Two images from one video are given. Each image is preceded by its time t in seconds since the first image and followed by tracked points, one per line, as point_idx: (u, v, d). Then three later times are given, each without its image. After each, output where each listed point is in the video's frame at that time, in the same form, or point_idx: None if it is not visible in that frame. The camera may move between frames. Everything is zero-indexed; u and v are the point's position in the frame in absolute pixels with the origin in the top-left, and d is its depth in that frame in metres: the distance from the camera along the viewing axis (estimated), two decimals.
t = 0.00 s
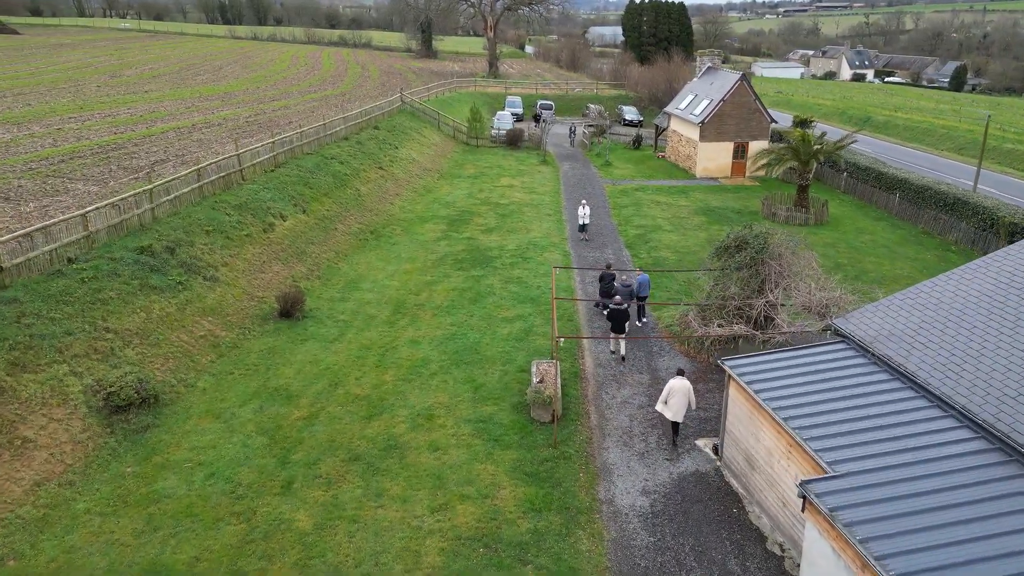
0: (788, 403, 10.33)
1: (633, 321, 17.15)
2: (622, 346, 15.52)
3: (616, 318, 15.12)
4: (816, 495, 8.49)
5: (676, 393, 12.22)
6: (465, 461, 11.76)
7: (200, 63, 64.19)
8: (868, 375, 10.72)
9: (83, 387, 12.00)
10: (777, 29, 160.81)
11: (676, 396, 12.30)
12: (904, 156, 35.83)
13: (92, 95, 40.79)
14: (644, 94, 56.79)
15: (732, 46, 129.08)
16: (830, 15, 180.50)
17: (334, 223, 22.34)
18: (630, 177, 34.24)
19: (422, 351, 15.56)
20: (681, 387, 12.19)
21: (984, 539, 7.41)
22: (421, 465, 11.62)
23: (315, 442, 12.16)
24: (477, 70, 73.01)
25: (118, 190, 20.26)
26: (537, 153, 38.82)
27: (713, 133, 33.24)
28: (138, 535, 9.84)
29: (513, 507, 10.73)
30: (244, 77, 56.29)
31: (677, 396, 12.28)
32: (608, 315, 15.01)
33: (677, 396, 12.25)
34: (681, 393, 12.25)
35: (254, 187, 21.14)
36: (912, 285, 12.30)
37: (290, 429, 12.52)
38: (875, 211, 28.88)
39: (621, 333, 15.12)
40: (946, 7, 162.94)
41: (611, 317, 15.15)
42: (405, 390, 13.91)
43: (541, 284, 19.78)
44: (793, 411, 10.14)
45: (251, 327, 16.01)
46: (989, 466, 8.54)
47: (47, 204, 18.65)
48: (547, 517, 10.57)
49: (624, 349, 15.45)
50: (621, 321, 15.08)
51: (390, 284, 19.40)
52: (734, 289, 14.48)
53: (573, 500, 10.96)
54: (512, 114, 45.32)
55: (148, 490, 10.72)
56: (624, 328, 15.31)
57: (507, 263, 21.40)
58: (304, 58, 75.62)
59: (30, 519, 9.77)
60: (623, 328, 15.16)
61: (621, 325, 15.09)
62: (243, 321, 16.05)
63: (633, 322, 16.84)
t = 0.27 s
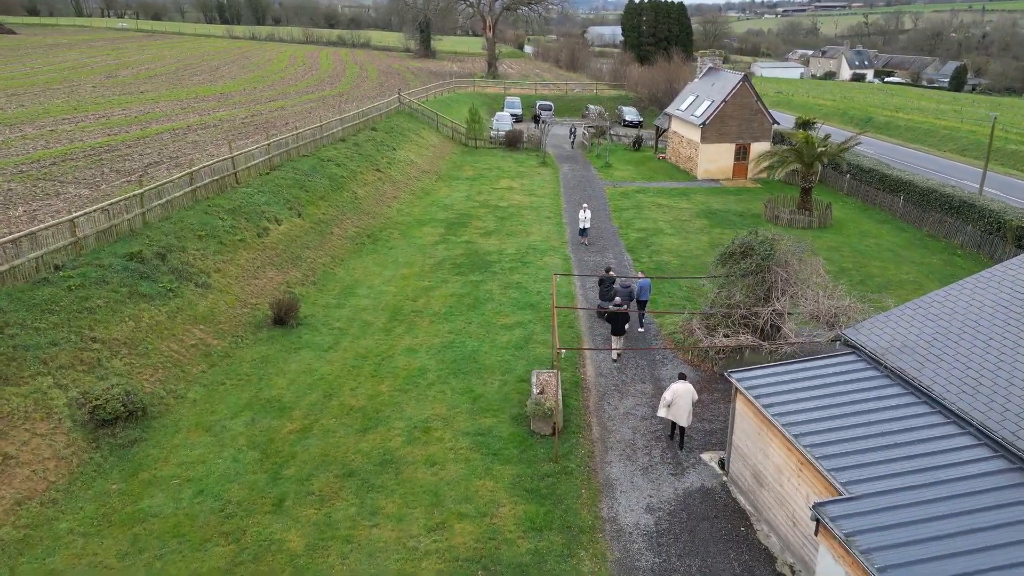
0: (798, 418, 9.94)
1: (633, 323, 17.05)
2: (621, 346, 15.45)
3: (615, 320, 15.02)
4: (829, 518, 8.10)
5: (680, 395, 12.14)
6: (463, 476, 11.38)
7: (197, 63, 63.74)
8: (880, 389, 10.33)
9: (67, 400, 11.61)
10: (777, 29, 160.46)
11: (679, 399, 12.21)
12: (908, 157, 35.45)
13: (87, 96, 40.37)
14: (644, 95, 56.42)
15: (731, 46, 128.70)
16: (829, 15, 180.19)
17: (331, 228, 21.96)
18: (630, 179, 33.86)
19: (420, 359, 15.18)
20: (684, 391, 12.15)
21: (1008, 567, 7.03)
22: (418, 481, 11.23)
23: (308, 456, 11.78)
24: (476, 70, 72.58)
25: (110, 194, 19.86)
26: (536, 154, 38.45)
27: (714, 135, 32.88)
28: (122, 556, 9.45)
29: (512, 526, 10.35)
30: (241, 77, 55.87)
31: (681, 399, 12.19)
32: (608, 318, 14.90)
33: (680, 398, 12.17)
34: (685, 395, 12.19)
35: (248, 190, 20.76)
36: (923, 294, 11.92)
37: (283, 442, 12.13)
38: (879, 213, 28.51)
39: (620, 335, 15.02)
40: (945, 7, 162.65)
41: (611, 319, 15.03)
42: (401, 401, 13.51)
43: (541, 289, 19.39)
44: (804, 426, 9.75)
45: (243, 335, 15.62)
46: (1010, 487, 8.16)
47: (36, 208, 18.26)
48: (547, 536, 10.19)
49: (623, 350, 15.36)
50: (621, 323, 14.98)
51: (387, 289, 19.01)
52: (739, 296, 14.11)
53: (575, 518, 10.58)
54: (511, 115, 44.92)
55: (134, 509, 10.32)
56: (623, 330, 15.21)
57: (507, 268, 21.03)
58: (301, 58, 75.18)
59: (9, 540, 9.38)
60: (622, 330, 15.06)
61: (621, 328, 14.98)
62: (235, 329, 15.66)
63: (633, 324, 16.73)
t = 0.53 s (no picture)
0: (809, 434, 9.57)
1: (633, 324, 16.99)
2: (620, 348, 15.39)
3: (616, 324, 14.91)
4: (845, 542, 7.72)
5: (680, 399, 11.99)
6: (460, 493, 11.01)
7: (193, 63, 63.29)
8: (894, 404, 9.96)
9: (51, 413, 11.22)
10: (775, 29, 160.14)
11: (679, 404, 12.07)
12: (911, 159, 35.10)
13: (82, 97, 39.95)
14: (643, 95, 56.06)
15: (730, 46, 128.38)
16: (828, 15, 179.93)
17: (326, 232, 21.58)
18: (631, 180, 33.49)
19: (417, 368, 14.81)
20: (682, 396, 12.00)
21: None
22: (414, 497, 10.86)
23: (300, 471, 11.41)
24: (474, 70, 72.19)
25: (101, 198, 19.47)
26: (535, 156, 38.08)
27: (715, 137, 32.54)
28: None
29: (511, 546, 9.99)
30: (238, 77, 55.46)
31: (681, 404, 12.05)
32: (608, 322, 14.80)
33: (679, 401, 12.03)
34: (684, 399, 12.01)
35: (242, 194, 20.36)
36: (935, 304, 11.56)
37: (275, 457, 11.76)
38: (882, 216, 28.17)
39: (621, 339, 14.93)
40: (944, 7, 162.41)
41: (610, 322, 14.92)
42: (397, 412, 13.13)
43: (541, 295, 19.01)
44: (817, 443, 9.34)
45: (236, 344, 15.23)
46: None
47: (25, 212, 17.88)
48: (548, 557, 9.83)
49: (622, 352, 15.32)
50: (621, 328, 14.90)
51: (384, 295, 18.64)
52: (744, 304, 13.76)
53: (577, 537, 10.22)
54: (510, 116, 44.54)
55: (118, 528, 9.95)
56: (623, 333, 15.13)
57: (506, 273, 20.66)
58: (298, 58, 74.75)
59: None
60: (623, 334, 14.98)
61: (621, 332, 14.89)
62: (228, 338, 15.28)
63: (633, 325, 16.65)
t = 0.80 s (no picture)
0: (818, 450, 9.21)
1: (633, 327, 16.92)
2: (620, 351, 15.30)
3: (615, 325, 14.82)
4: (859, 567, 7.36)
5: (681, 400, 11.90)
6: (456, 509, 10.64)
7: (189, 63, 62.86)
8: (906, 419, 9.60)
9: (33, 427, 10.85)
10: (773, 28, 159.90)
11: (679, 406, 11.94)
12: (912, 161, 34.78)
13: (75, 97, 39.53)
14: (642, 96, 55.73)
15: (729, 46, 128.11)
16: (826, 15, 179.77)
17: (321, 236, 21.21)
18: (630, 182, 33.15)
19: (412, 377, 14.44)
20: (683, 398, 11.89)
21: None
22: (408, 514, 10.49)
23: (291, 487, 11.03)
24: (472, 70, 71.80)
25: (90, 202, 19.08)
26: (533, 157, 37.73)
27: (715, 138, 32.20)
28: None
29: (509, 565, 9.62)
30: (234, 78, 55.06)
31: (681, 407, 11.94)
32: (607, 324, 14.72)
33: (680, 403, 11.93)
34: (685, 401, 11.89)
35: (235, 197, 19.98)
36: (946, 313, 11.21)
37: (265, 471, 11.38)
38: (884, 218, 27.84)
39: (621, 341, 14.81)
40: (942, 7, 162.31)
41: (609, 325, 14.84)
42: (392, 424, 12.76)
43: (539, 300, 18.66)
44: (827, 460, 8.99)
45: (226, 352, 14.85)
46: None
47: (12, 216, 17.50)
48: None
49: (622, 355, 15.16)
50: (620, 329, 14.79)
51: (379, 301, 18.27)
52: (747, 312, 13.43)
53: (577, 555, 9.87)
54: (508, 117, 44.19)
55: (100, 548, 9.57)
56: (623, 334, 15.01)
57: (503, 277, 20.30)
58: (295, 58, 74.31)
59: None
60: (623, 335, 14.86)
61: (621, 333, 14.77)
62: (218, 346, 14.89)
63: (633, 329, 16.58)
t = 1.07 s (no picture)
0: (830, 466, 8.82)
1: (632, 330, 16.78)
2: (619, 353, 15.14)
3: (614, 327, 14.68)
4: None
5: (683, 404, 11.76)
6: (452, 527, 10.25)
7: (184, 63, 62.31)
8: (921, 434, 9.19)
9: (11, 442, 10.41)
10: (770, 28, 159.76)
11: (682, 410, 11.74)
12: (914, 162, 34.44)
13: (67, 97, 39.02)
14: (640, 96, 55.36)
15: (726, 46, 127.87)
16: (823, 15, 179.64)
17: (315, 239, 20.79)
18: (629, 183, 32.79)
19: (408, 386, 14.04)
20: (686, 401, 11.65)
21: None
22: (402, 533, 10.09)
23: (281, 503, 10.62)
24: (469, 70, 71.38)
25: (77, 205, 18.64)
26: (531, 158, 37.33)
27: (715, 139, 31.84)
28: None
29: None
30: (229, 78, 54.54)
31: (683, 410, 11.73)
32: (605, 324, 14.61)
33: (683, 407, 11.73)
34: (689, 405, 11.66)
35: (227, 200, 19.55)
36: (958, 322, 10.83)
37: (254, 487, 10.96)
38: (886, 220, 27.50)
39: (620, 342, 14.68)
40: (938, 7, 162.26)
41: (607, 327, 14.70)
42: (386, 436, 12.36)
43: (538, 305, 18.28)
44: (839, 478, 8.58)
45: (216, 360, 14.41)
46: None
47: None
48: None
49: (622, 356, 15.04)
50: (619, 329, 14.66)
51: (374, 307, 17.87)
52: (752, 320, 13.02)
53: None
54: (505, 117, 43.81)
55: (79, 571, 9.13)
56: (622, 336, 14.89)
57: (501, 282, 19.91)
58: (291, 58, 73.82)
59: None
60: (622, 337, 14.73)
61: (620, 334, 14.65)
62: (207, 354, 14.45)
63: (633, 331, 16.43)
